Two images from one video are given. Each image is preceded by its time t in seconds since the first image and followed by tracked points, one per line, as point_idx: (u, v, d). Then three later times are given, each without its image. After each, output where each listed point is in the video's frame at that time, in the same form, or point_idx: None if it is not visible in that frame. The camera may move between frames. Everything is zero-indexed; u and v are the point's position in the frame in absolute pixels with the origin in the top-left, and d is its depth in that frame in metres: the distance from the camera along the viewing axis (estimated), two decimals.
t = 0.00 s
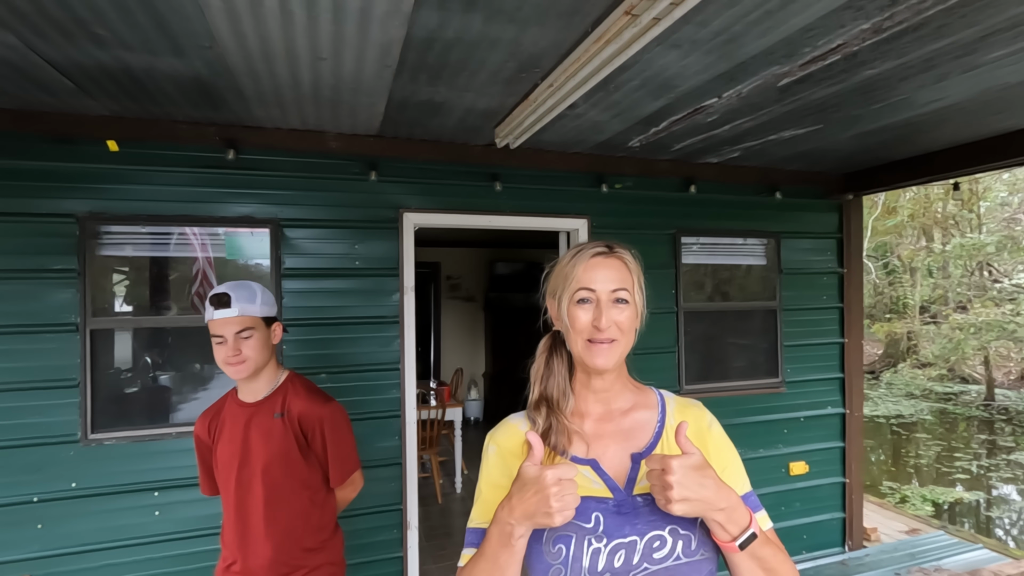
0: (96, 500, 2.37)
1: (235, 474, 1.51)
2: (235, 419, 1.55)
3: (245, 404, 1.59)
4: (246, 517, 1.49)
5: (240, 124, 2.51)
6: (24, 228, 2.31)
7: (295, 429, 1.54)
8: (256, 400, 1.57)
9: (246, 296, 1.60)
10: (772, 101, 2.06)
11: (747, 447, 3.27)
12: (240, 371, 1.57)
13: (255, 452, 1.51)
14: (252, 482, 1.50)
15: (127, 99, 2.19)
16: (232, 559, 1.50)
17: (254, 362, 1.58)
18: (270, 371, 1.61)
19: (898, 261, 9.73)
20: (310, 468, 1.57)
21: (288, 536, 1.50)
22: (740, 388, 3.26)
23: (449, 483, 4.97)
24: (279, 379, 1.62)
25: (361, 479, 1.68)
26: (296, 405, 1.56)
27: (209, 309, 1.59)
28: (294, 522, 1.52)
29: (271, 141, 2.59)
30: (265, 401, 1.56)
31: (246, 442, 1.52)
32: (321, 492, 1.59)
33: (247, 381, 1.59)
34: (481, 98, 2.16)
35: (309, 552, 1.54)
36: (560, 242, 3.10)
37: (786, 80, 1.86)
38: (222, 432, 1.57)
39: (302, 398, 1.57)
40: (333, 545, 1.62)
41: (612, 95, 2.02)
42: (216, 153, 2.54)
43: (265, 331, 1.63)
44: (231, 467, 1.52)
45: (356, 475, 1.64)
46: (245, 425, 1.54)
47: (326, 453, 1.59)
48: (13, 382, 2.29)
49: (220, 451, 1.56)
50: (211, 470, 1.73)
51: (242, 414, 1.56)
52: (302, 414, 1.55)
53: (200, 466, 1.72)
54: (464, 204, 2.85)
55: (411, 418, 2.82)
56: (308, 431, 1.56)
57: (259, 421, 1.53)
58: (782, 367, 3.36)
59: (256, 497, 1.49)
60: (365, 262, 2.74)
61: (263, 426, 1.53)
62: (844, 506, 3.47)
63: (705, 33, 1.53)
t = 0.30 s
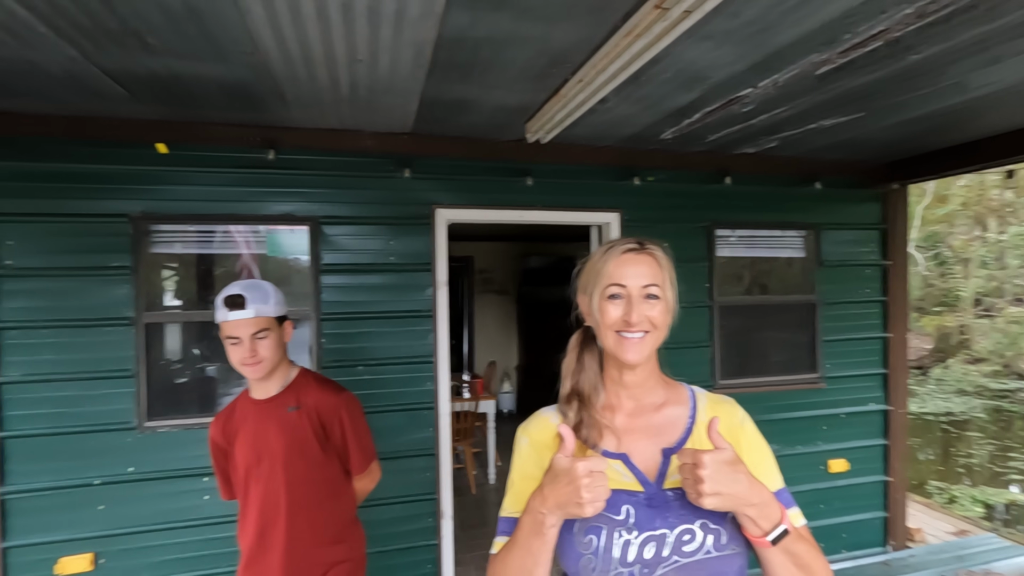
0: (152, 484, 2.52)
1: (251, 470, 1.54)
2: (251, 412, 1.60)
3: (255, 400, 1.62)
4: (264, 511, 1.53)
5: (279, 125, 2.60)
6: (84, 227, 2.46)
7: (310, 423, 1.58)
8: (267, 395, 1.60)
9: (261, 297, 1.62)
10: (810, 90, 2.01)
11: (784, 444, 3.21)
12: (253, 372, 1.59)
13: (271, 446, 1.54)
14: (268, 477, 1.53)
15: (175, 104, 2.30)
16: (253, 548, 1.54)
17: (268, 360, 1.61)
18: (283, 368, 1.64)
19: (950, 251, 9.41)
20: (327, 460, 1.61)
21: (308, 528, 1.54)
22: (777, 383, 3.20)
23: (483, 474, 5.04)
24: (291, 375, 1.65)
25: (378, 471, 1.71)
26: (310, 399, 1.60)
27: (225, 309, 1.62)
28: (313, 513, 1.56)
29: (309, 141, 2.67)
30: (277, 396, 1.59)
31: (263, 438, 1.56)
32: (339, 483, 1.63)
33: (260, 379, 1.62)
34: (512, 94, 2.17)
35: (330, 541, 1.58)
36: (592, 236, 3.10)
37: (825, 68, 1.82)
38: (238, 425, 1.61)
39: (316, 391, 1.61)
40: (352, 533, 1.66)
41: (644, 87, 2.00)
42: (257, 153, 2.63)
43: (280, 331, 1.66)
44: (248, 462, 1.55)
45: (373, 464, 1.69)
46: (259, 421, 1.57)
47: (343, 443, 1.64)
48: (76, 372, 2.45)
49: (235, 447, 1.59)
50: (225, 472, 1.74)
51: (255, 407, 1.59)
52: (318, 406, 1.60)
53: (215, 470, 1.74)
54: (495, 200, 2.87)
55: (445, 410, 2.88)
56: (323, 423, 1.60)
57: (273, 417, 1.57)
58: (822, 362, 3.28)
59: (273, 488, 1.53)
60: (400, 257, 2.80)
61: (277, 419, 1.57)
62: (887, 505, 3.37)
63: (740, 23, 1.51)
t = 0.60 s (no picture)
0: (229, 465, 2.76)
1: (288, 469, 1.63)
2: (293, 414, 1.68)
3: (299, 399, 1.72)
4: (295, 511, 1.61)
5: (336, 132, 2.76)
6: (169, 232, 2.73)
7: (348, 431, 1.65)
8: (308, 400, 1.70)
9: (308, 299, 1.74)
10: (861, 79, 1.96)
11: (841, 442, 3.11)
12: (296, 371, 1.70)
13: (309, 450, 1.62)
14: (304, 478, 1.61)
15: (244, 117, 2.51)
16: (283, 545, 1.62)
17: (310, 364, 1.70)
18: (327, 375, 1.73)
19: None
20: (360, 469, 1.67)
21: (334, 533, 1.61)
22: (833, 380, 3.10)
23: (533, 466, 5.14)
24: (334, 383, 1.73)
25: (410, 487, 1.76)
26: (351, 408, 1.66)
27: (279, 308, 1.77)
28: (341, 520, 1.62)
29: (363, 146, 2.83)
30: (318, 403, 1.68)
31: (301, 440, 1.64)
32: (368, 492, 1.69)
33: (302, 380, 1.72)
34: (554, 95, 2.23)
35: (355, 549, 1.64)
36: (638, 231, 3.11)
37: (874, 57, 1.77)
38: (280, 426, 1.70)
39: (357, 402, 1.67)
40: (377, 543, 1.71)
41: (685, 83, 2.01)
42: (317, 160, 2.82)
43: (325, 334, 1.74)
44: (287, 461, 1.64)
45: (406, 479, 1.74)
46: (301, 423, 1.66)
47: (377, 455, 1.69)
48: (163, 362, 2.72)
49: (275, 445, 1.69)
50: (264, 456, 1.89)
51: (299, 409, 1.69)
52: (357, 417, 1.66)
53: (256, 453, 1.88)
54: (540, 198, 2.94)
55: (493, 402, 2.99)
56: (360, 434, 1.66)
57: (314, 421, 1.65)
58: (883, 359, 3.14)
59: (306, 491, 1.61)
60: (449, 255, 2.92)
61: (318, 425, 1.64)
62: (956, 509, 3.20)
63: (778, 18, 1.51)
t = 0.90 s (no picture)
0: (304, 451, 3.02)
1: (328, 469, 1.76)
2: (337, 418, 1.81)
3: (346, 399, 1.86)
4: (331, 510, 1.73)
5: (396, 142, 2.94)
6: (250, 238, 3.01)
7: (387, 438, 1.77)
8: (352, 400, 1.84)
9: (352, 299, 1.86)
10: (922, 70, 1.89)
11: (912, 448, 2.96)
12: (336, 370, 1.83)
13: (350, 452, 1.75)
14: (343, 480, 1.74)
15: (314, 132, 2.73)
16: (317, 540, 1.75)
17: (353, 367, 1.82)
18: (370, 379, 1.85)
19: None
20: (395, 475, 1.80)
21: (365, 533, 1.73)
22: (904, 382, 2.95)
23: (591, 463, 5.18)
24: (378, 387, 1.86)
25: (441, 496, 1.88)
26: (393, 416, 1.79)
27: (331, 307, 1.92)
28: (374, 523, 1.75)
29: (422, 154, 2.99)
30: (360, 406, 1.81)
31: (343, 442, 1.76)
32: (400, 497, 1.81)
33: (351, 379, 1.87)
34: (601, 100, 2.29)
35: (384, 549, 1.77)
36: (692, 230, 3.09)
37: (934, 47, 1.71)
38: (321, 427, 1.83)
39: (399, 411, 1.79)
40: (403, 546, 1.84)
41: (732, 82, 2.02)
42: (379, 168, 3.01)
43: (365, 336, 1.84)
44: (327, 463, 1.76)
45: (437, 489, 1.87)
46: (346, 426, 1.78)
47: (412, 464, 1.82)
48: (246, 357, 3.01)
49: (317, 445, 1.81)
50: (302, 442, 2.07)
51: (342, 411, 1.82)
52: (398, 426, 1.78)
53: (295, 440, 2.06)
54: (591, 199, 2.99)
55: (546, 399, 3.07)
56: (399, 443, 1.78)
57: (357, 425, 1.77)
58: (961, 361, 2.96)
59: (344, 492, 1.73)
60: (503, 256, 3.03)
61: (360, 430, 1.77)
62: None
63: (822, 16, 1.51)
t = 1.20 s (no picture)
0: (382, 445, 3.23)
1: (383, 472, 1.89)
2: (388, 424, 1.93)
3: (393, 405, 1.98)
4: (389, 508, 1.87)
5: (465, 154, 3.09)
6: (333, 248, 3.27)
7: (437, 441, 1.89)
8: (400, 406, 1.95)
9: (392, 305, 1.96)
10: (1013, 59, 1.77)
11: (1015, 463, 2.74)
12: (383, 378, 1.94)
13: (404, 457, 1.87)
14: (400, 484, 1.87)
15: (390, 148, 2.93)
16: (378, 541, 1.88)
17: (399, 373, 1.94)
18: (414, 385, 1.96)
19: None
20: (447, 476, 1.91)
21: (421, 530, 1.85)
22: (1004, 392, 2.73)
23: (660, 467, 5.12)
24: (423, 391, 1.97)
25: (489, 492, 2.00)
26: (441, 419, 1.90)
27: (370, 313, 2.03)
28: (430, 523, 1.87)
29: (489, 164, 3.12)
30: (409, 411, 1.93)
31: (396, 446, 1.89)
32: (453, 497, 1.93)
33: (396, 385, 1.98)
34: (664, 106, 2.31)
35: (440, 548, 1.89)
36: (762, 231, 3.02)
37: None
38: (373, 434, 1.95)
39: (447, 414, 1.91)
40: (457, 545, 1.96)
41: (800, 83, 1.98)
42: (449, 179, 3.17)
43: (407, 341, 1.95)
44: (382, 468, 1.89)
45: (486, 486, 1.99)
46: (397, 430, 1.91)
47: (463, 465, 1.93)
48: (330, 357, 3.27)
49: (370, 452, 1.93)
50: (348, 454, 2.19)
51: (391, 416, 1.94)
52: (448, 429, 1.89)
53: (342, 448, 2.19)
54: (656, 203, 3.00)
55: (611, 401, 3.12)
56: (449, 444, 1.90)
57: (408, 429, 1.90)
58: None
59: (402, 495, 1.86)
60: (567, 262, 3.10)
61: (412, 435, 1.89)
62: None
63: (891, 16, 1.47)
